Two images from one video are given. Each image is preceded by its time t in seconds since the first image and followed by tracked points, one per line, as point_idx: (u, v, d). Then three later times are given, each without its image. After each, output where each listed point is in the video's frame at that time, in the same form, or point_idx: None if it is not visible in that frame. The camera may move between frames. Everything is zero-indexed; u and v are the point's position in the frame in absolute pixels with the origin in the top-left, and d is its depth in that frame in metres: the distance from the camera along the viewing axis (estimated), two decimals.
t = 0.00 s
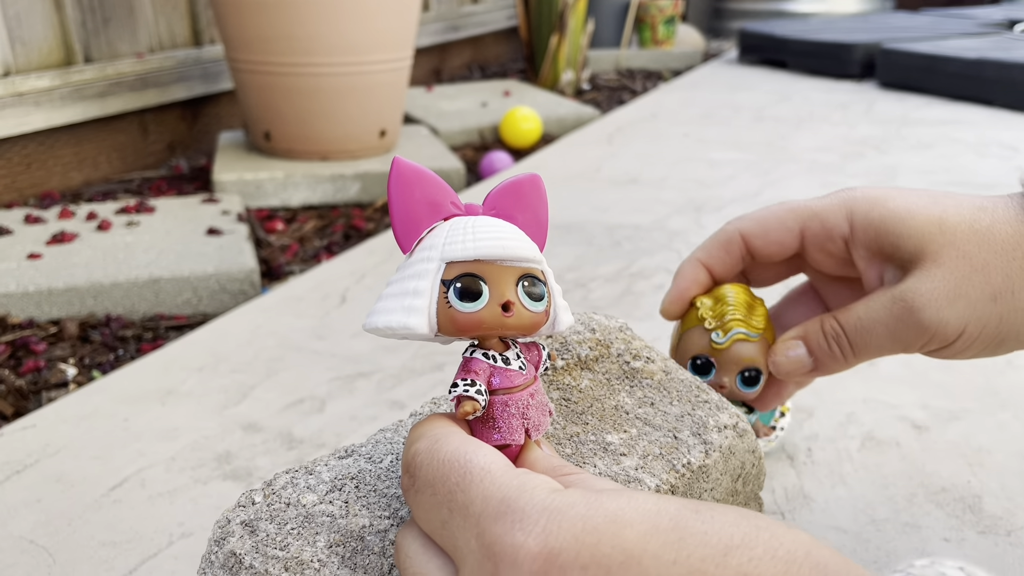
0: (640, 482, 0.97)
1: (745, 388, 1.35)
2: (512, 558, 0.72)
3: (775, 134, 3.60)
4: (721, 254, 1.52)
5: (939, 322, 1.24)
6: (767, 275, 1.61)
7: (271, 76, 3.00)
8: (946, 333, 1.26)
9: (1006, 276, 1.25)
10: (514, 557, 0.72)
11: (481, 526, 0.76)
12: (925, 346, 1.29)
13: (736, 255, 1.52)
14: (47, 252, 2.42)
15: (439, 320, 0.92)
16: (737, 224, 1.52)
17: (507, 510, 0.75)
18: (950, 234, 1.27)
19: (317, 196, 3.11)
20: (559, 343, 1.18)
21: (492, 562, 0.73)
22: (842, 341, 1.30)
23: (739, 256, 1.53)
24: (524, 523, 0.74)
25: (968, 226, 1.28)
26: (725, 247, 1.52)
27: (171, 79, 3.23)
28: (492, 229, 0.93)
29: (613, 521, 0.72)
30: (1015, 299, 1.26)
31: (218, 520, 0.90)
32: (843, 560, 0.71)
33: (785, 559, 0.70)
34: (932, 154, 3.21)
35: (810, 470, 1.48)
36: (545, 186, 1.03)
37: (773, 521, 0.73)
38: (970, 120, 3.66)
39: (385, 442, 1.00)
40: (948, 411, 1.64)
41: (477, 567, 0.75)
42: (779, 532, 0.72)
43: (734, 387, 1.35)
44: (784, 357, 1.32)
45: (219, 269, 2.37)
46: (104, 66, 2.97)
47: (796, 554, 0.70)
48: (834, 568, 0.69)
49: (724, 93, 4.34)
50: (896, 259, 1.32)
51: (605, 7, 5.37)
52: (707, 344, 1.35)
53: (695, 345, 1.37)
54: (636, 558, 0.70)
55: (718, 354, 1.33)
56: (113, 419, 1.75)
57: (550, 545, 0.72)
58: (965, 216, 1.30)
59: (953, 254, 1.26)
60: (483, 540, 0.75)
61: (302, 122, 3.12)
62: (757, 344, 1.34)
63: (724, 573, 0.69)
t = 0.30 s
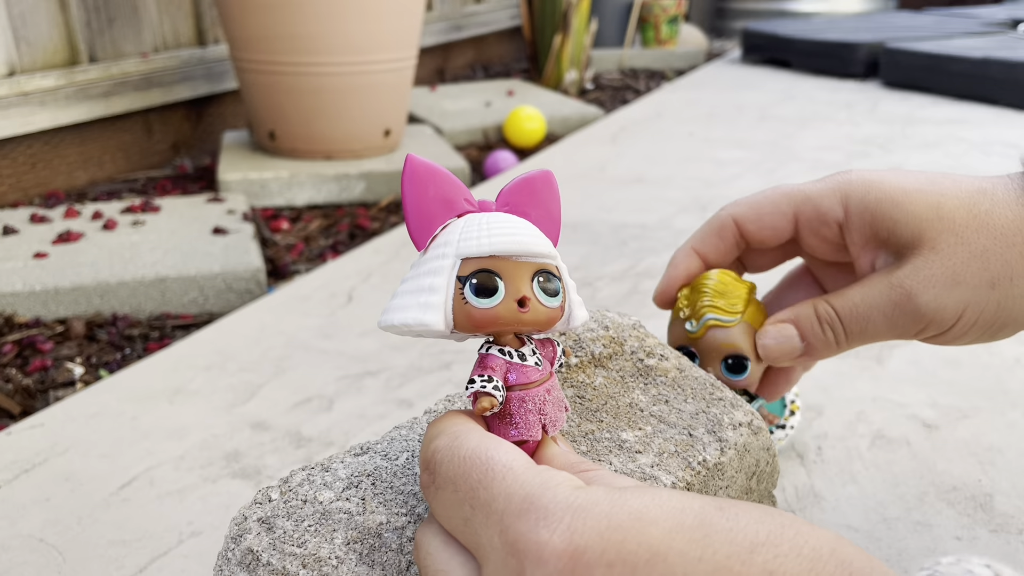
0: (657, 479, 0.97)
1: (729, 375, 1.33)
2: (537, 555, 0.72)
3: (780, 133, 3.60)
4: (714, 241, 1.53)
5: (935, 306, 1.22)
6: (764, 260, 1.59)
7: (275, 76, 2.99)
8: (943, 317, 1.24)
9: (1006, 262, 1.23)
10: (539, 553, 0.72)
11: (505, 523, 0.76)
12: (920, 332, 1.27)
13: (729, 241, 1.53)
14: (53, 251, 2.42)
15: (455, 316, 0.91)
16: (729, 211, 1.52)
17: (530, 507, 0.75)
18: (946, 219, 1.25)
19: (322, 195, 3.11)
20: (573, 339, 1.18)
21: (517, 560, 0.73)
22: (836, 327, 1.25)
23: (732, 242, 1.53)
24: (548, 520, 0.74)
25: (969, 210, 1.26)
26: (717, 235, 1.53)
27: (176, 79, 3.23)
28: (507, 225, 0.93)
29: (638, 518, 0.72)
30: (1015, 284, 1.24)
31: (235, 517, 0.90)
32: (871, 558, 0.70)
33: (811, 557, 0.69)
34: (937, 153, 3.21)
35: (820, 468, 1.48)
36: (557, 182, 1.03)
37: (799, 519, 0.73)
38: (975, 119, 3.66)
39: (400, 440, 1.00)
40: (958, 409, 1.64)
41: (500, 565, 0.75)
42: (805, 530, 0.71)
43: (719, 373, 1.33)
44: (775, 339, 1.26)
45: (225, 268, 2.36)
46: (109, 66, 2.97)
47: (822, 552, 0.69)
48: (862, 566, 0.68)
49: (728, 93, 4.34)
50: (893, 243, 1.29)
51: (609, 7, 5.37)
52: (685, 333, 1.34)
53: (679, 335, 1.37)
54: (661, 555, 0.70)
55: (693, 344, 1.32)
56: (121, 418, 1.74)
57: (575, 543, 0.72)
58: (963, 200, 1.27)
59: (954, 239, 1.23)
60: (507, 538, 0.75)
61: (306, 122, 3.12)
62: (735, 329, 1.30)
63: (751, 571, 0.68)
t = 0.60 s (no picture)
0: (660, 479, 0.96)
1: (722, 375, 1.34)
2: (533, 551, 0.71)
3: (781, 133, 3.59)
4: (730, 231, 1.55)
5: (943, 313, 1.20)
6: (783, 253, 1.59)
7: (276, 76, 2.99)
8: (950, 324, 1.22)
9: (1019, 269, 1.21)
10: (535, 548, 0.71)
11: (501, 519, 0.75)
12: (927, 338, 1.25)
13: (748, 233, 1.55)
14: (54, 251, 2.42)
15: (453, 315, 0.91)
16: (745, 201, 1.54)
17: (527, 503, 0.74)
18: (961, 224, 1.23)
19: (324, 195, 3.11)
20: (576, 339, 1.18)
21: (513, 556, 0.73)
22: (843, 333, 1.22)
23: (749, 232, 1.55)
24: (544, 516, 0.73)
25: (984, 214, 1.24)
26: (732, 225, 1.55)
27: (177, 79, 3.23)
28: (504, 222, 0.92)
29: (634, 514, 0.71)
30: None
31: (236, 516, 0.89)
32: (872, 553, 0.67)
33: (810, 551, 0.67)
34: (940, 152, 3.20)
35: (823, 468, 1.47)
36: (553, 179, 1.03)
37: (798, 514, 0.71)
38: (978, 119, 3.65)
39: (402, 439, 1.00)
40: (961, 409, 1.64)
41: (498, 562, 0.74)
42: (804, 525, 0.69)
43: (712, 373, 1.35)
44: (775, 345, 1.23)
45: (227, 268, 2.36)
46: (110, 66, 2.97)
47: (821, 546, 0.67)
48: (862, 559, 0.66)
49: (730, 93, 4.33)
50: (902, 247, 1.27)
51: (610, 7, 5.37)
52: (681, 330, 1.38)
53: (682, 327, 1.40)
54: (658, 550, 0.68)
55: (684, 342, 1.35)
56: (123, 417, 1.74)
57: (571, 537, 0.71)
58: (979, 204, 1.25)
59: (967, 244, 1.22)
60: (503, 534, 0.74)
61: (307, 122, 3.11)
62: (716, 332, 1.30)
63: (748, 566, 0.66)
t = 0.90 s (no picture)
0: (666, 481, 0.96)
1: (734, 353, 1.27)
2: (534, 549, 0.71)
3: (784, 132, 3.59)
4: (725, 203, 1.41)
5: (955, 296, 1.23)
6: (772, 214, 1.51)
7: (278, 76, 2.99)
8: (961, 306, 1.25)
9: None
10: (535, 547, 0.71)
11: (503, 518, 0.74)
12: (935, 316, 1.29)
13: (742, 204, 1.42)
14: (57, 252, 2.42)
15: (453, 315, 0.91)
16: (743, 169, 1.40)
17: (527, 502, 0.74)
18: (981, 205, 1.22)
19: (326, 195, 3.11)
20: (580, 340, 1.18)
21: (514, 555, 0.72)
22: (848, 305, 1.28)
23: (743, 203, 1.42)
24: (545, 515, 0.72)
25: (1004, 194, 1.22)
26: (730, 195, 1.41)
27: (179, 79, 3.22)
28: (503, 222, 0.92)
29: (635, 511, 0.70)
30: None
31: (240, 517, 0.89)
32: (875, 547, 0.67)
33: (812, 547, 0.67)
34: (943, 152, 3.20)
35: (826, 469, 1.47)
36: (551, 179, 1.03)
37: (800, 510, 0.71)
38: (981, 118, 3.64)
39: (406, 441, 0.99)
40: (965, 409, 1.63)
41: (498, 561, 0.74)
42: (806, 521, 0.69)
43: (724, 353, 1.27)
44: (783, 313, 1.25)
45: (230, 269, 2.36)
46: (112, 66, 2.97)
47: (823, 542, 0.67)
48: (865, 554, 0.65)
49: (732, 92, 4.33)
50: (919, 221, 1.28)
51: (612, 7, 5.37)
52: (695, 312, 1.25)
53: (682, 311, 1.27)
54: (660, 547, 0.68)
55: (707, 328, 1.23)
56: (126, 418, 1.74)
57: (572, 536, 0.70)
58: (998, 181, 1.23)
59: (986, 227, 1.21)
60: (504, 532, 0.74)
61: (308, 122, 3.12)
62: (750, 316, 1.23)
63: (750, 563, 0.66)
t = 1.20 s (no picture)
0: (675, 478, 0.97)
1: (712, 323, 1.22)
2: (545, 548, 0.71)
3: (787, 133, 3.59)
4: (700, 183, 1.47)
5: (950, 243, 1.15)
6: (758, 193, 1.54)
7: (280, 76, 3.00)
8: (955, 256, 1.17)
9: None
10: (547, 545, 0.71)
11: (513, 517, 0.75)
12: (924, 270, 1.20)
13: (717, 182, 1.47)
14: (62, 252, 2.42)
15: (458, 316, 0.91)
16: (714, 149, 1.46)
17: (538, 500, 0.74)
18: (964, 149, 1.18)
19: (329, 195, 3.12)
20: (588, 340, 1.19)
21: (525, 552, 0.72)
22: (832, 258, 1.17)
23: (717, 182, 1.47)
24: (556, 512, 0.73)
25: (986, 139, 1.19)
26: (704, 175, 1.47)
27: (182, 80, 3.23)
28: (501, 223, 0.92)
29: (645, 507, 0.70)
30: None
31: (249, 515, 0.89)
32: (884, 542, 0.67)
33: (822, 541, 0.67)
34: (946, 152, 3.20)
35: (832, 468, 1.48)
36: (546, 180, 1.03)
37: (809, 505, 0.71)
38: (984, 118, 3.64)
39: (415, 439, 0.99)
40: (970, 408, 1.64)
41: (510, 559, 0.74)
42: (816, 515, 0.69)
43: (703, 325, 1.23)
44: (758, 269, 1.16)
45: (234, 269, 2.37)
46: (116, 66, 2.97)
47: (833, 536, 0.67)
48: (876, 548, 0.65)
49: (734, 92, 4.33)
50: (901, 173, 1.23)
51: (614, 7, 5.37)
52: (655, 292, 1.24)
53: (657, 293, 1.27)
54: (670, 543, 0.68)
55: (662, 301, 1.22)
56: (132, 418, 1.75)
57: (583, 533, 0.70)
58: (978, 128, 1.20)
59: (973, 169, 1.16)
60: (515, 531, 0.74)
61: (311, 123, 3.12)
62: (694, 275, 1.19)
63: (761, 557, 0.66)
